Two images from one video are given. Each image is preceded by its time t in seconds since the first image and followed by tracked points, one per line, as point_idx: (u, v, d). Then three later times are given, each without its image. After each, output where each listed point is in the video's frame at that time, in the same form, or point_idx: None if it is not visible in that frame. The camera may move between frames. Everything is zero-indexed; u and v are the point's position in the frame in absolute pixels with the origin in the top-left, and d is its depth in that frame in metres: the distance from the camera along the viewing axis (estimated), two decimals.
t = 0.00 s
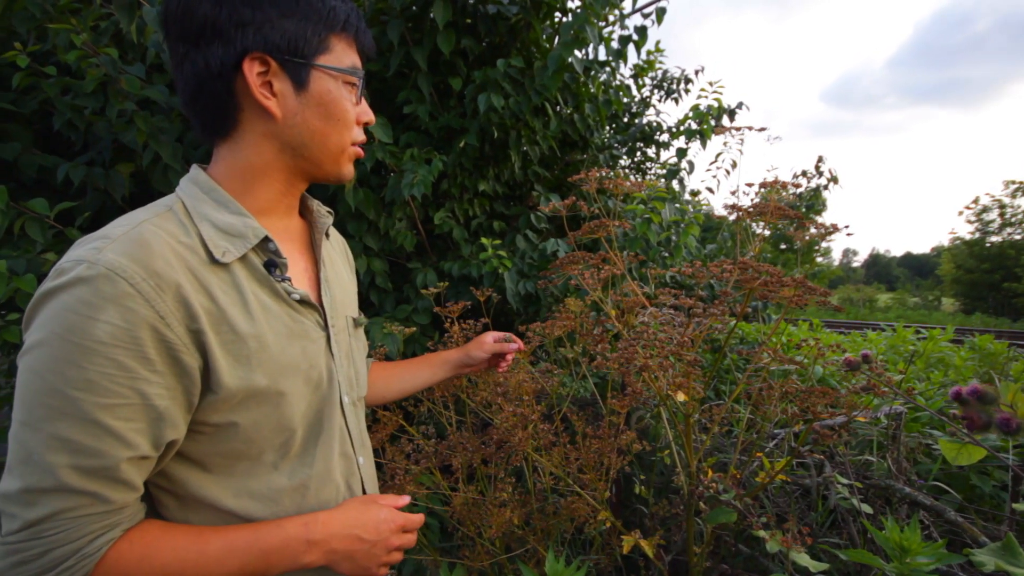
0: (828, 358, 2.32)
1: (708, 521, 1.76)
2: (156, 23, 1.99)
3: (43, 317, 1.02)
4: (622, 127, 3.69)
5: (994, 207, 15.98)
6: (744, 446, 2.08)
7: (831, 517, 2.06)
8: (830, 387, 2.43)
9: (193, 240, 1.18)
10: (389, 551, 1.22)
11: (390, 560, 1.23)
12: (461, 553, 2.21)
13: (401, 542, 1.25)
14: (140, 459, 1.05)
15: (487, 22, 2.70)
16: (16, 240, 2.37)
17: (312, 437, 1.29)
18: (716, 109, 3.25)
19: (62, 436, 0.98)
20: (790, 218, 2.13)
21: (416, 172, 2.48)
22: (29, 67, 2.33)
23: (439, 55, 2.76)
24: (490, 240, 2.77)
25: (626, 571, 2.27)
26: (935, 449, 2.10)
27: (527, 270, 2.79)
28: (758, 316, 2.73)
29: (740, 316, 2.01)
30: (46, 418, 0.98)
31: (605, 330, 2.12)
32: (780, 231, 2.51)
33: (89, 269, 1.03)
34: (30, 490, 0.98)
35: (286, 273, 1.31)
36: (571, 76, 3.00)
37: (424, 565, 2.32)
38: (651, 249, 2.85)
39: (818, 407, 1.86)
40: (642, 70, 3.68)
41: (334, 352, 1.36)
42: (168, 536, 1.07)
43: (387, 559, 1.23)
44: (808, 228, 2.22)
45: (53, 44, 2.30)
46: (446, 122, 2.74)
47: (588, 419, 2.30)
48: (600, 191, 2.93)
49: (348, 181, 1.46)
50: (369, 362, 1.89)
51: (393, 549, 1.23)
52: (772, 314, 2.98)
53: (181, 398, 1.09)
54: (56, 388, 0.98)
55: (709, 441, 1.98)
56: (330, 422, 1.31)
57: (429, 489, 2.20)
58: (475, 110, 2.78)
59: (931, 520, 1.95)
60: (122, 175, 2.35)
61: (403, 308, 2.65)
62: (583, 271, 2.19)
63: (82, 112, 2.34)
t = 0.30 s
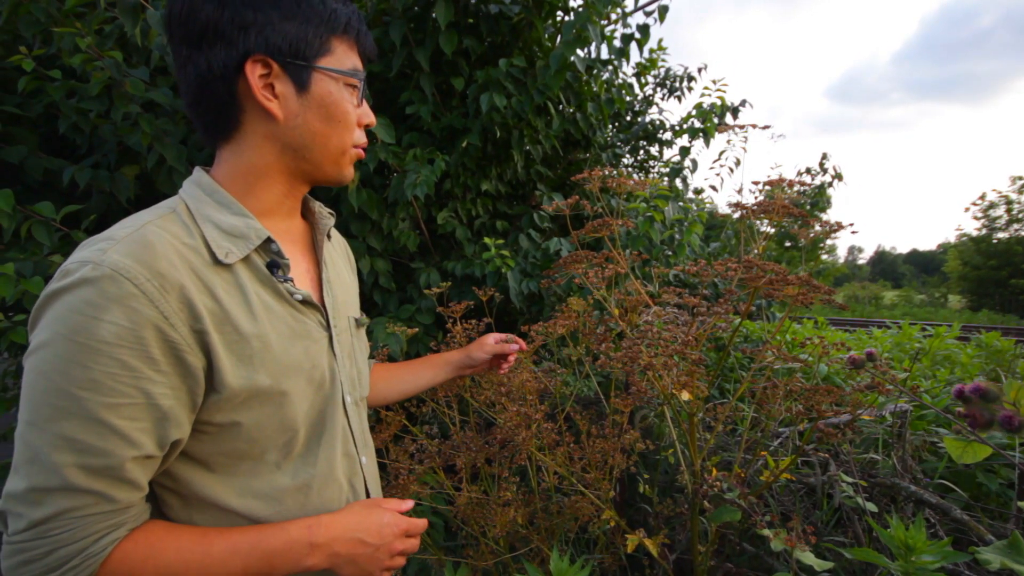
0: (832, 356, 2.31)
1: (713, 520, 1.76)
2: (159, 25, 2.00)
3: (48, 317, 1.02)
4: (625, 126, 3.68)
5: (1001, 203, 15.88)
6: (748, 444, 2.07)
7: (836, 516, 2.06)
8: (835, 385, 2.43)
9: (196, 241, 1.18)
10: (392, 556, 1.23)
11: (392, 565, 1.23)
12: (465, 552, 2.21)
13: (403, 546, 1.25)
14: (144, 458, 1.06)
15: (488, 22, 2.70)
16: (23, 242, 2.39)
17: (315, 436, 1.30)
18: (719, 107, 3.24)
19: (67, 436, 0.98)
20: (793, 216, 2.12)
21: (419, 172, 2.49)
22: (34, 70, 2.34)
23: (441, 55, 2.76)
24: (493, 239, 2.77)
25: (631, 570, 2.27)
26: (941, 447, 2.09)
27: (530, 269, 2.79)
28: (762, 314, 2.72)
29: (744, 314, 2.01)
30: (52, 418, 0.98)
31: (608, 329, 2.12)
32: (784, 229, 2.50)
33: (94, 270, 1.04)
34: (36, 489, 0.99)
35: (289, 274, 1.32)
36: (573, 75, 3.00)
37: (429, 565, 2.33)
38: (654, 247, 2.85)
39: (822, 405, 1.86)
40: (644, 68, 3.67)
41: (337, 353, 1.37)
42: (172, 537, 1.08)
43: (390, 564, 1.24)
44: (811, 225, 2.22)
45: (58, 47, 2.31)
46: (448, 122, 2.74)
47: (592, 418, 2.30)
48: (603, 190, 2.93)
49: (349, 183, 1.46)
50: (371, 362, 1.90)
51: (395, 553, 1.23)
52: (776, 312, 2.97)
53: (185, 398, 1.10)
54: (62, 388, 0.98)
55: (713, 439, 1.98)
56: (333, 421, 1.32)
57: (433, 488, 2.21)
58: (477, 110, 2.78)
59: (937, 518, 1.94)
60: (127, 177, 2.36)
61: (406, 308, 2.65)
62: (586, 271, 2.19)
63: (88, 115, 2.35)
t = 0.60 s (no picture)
0: (836, 355, 2.30)
1: (717, 519, 1.76)
2: (162, 28, 1.97)
3: (56, 311, 1.03)
4: (627, 124, 3.68)
5: (1006, 201, 15.81)
6: (752, 443, 2.07)
7: (841, 515, 2.05)
8: (839, 384, 2.42)
9: (203, 239, 1.18)
10: (394, 561, 1.23)
11: (394, 570, 1.23)
12: (469, 551, 2.21)
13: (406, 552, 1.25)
14: (150, 452, 1.06)
15: (490, 21, 2.69)
16: (28, 243, 2.40)
17: (319, 434, 1.30)
18: (722, 105, 3.23)
19: (74, 428, 0.98)
20: (796, 214, 2.11)
21: (422, 172, 2.49)
22: (38, 72, 2.34)
23: (443, 55, 2.76)
24: (495, 239, 2.77)
25: (634, 569, 2.27)
26: (946, 446, 2.07)
27: (533, 269, 2.79)
28: (766, 313, 2.71)
29: (748, 313, 2.00)
30: (59, 411, 0.99)
31: (611, 328, 2.12)
32: (788, 227, 2.49)
33: (102, 266, 1.04)
34: (43, 482, 0.99)
35: (294, 273, 1.33)
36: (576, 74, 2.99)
37: (433, 564, 2.33)
38: (657, 246, 2.84)
39: (826, 404, 1.85)
40: (646, 67, 3.66)
41: (341, 352, 1.37)
42: (175, 535, 1.08)
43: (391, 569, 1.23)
44: (815, 224, 2.21)
45: (62, 49, 2.32)
46: (450, 122, 2.74)
47: (595, 417, 2.30)
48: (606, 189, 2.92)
49: (340, 173, 1.35)
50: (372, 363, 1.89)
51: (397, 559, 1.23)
52: (780, 310, 2.96)
53: (190, 393, 1.10)
54: (69, 382, 0.99)
55: (717, 438, 1.97)
56: (337, 420, 1.32)
57: (436, 488, 2.21)
58: (479, 109, 2.78)
59: (942, 517, 1.93)
60: (131, 178, 2.37)
61: (409, 308, 2.65)
62: (589, 270, 2.19)
63: (92, 116, 2.36)
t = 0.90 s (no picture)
0: (837, 358, 2.30)
1: (717, 522, 1.76)
2: (164, 33, 1.98)
3: (58, 305, 1.04)
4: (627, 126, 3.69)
5: (1007, 202, 15.80)
6: (753, 446, 2.06)
7: (841, 518, 2.05)
8: (839, 387, 2.42)
9: (205, 239, 1.20)
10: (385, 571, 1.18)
11: None
12: (469, 554, 2.21)
13: (398, 562, 1.20)
14: (143, 445, 1.06)
15: (491, 24, 2.70)
16: (29, 245, 2.40)
17: (316, 436, 1.30)
18: (722, 107, 3.24)
19: (68, 418, 0.99)
20: (797, 217, 2.12)
21: (422, 175, 2.49)
22: (41, 75, 2.35)
23: (443, 58, 2.76)
24: (496, 241, 2.77)
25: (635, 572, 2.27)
26: (947, 449, 2.07)
27: (533, 271, 2.79)
28: (766, 315, 2.71)
29: (748, 315, 2.01)
30: (55, 401, 0.99)
31: (611, 331, 2.12)
32: (788, 230, 2.49)
33: (103, 261, 1.06)
34: (38, 469, 0.99)
35: (294, 274, 1.32)
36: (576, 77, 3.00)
37: (433, 566, 2.33)
38: (657, 249, 2.84)
39: (827, 407, 1.85)
40: (646, 69, 3.67)
41: (341, 355, 1.37)
42: (164, 530, 1.07)
43: None
44: (815, 226, 2.21)
45: (65, 53, 2.32)
46: (451, 125, 2.74)
47: (595, 419, 2.31)
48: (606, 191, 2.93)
49: (322, 175, 1.33)
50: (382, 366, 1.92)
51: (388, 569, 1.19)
52: (781, 313, 2.96)
53: (184, 388, 1.10)
54: (64, 372, 0.99)
55: (717, 441, 1.97)
56: (334, 423, 1.32)
57: (437, 490, 2.21)
58: (480, 112, 2.78)
59: (942, 520, 1.93)
60: (133, 181, 2.38)
61: (410, 310, 2.66)
62: (589, 273, 2.19)
63: (94, 119, 2.37)
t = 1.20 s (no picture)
0: (840, 361, 2.30)
1: (720, 525, 1.76)
2: (171, 36, 2.00)
3: (67, 310, 1.06)
4: (630, 129, 3.69)
5: (1012, 205, 15.74)
6: (756, 449, 2.06)
7: (845, 522, 2.05)
8: (843, 390, 2.42)
9: (208, 246, 1.21)
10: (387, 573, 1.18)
11: None
12: (471, 556, 2.22)
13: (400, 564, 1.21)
14: (149, 447, 1.06)
15: (495, 28, 2.71)
16: (36, 246, 2.42)
17: (321, 437, 1.31)
18: (725, 111, 3.25)
19: (76, 420, 1.00)
20: (801, 221, 2.12)
21: (426, 178, 2.50)
22: (48, 78, 2.37)
23: (448, 61, 2.77)
24: (499, 243, 2.78)
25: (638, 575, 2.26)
26: (951, 453, 2.06)
27: (536, 274, 2.80)
28: (770, 318, 2.71)
29: (751, 318, 2.00)
30: (63, 404, 1.00)
31: (614, 334, 2.12)
32: (792, 233, 2.49)
33: (109, 268, 1.07)
34: (48, 471, 1.00)
35: (297, 278, 1.33)
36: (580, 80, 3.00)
37: (435, 568, 2.33)
38: (660, 252, 2.84)
39: (830, 411, 1.85)
40: (649, 72, 3.68)
41: (345, 357, 1.37)
42: (166, 533, 1.06)
43: None
44: (819, 230, 2.21)
45: (72, 55, 2.34)
46: (455, 128, 2.75)
47: (598, 422, 2.31)
48: (610, 194, 2.93)
49: (322, 182, 1.33)
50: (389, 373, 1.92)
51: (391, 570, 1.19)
52: (784, 316, 2.96)
53: (189, 391, 1.11)
54: (72, 375, 1.01)
55: (721, 444, 1.97)
56: (338, 425, 1.32)
57: (439, 492, 2.21)
58: (484, 115, 2.79)
59: (946, 525, 1.93)
60: (139, 183, 2.39)
61: (413, 312, 2.66)
62: (592, 275, 2.19)
63: (101, 121, 2.38)
